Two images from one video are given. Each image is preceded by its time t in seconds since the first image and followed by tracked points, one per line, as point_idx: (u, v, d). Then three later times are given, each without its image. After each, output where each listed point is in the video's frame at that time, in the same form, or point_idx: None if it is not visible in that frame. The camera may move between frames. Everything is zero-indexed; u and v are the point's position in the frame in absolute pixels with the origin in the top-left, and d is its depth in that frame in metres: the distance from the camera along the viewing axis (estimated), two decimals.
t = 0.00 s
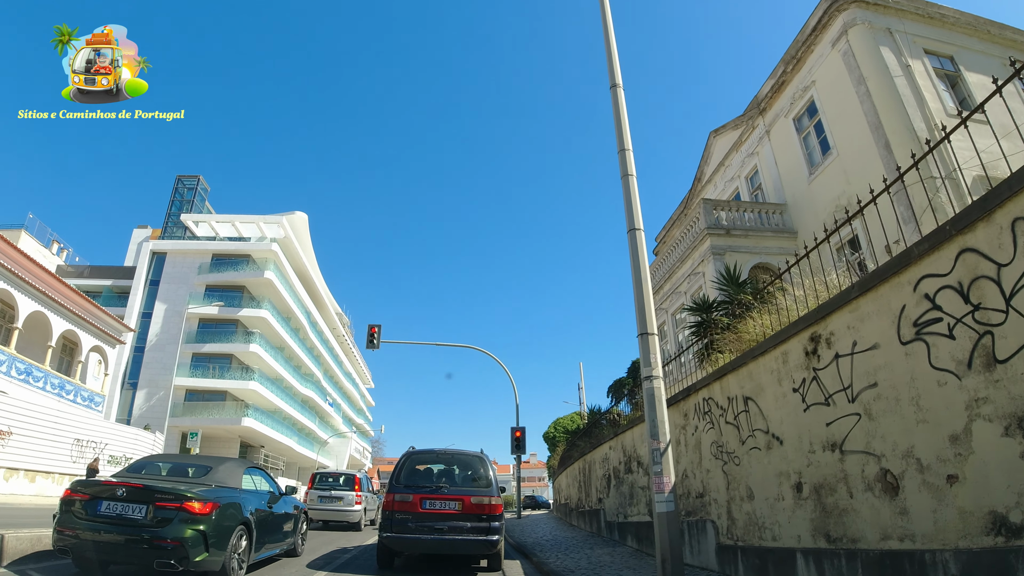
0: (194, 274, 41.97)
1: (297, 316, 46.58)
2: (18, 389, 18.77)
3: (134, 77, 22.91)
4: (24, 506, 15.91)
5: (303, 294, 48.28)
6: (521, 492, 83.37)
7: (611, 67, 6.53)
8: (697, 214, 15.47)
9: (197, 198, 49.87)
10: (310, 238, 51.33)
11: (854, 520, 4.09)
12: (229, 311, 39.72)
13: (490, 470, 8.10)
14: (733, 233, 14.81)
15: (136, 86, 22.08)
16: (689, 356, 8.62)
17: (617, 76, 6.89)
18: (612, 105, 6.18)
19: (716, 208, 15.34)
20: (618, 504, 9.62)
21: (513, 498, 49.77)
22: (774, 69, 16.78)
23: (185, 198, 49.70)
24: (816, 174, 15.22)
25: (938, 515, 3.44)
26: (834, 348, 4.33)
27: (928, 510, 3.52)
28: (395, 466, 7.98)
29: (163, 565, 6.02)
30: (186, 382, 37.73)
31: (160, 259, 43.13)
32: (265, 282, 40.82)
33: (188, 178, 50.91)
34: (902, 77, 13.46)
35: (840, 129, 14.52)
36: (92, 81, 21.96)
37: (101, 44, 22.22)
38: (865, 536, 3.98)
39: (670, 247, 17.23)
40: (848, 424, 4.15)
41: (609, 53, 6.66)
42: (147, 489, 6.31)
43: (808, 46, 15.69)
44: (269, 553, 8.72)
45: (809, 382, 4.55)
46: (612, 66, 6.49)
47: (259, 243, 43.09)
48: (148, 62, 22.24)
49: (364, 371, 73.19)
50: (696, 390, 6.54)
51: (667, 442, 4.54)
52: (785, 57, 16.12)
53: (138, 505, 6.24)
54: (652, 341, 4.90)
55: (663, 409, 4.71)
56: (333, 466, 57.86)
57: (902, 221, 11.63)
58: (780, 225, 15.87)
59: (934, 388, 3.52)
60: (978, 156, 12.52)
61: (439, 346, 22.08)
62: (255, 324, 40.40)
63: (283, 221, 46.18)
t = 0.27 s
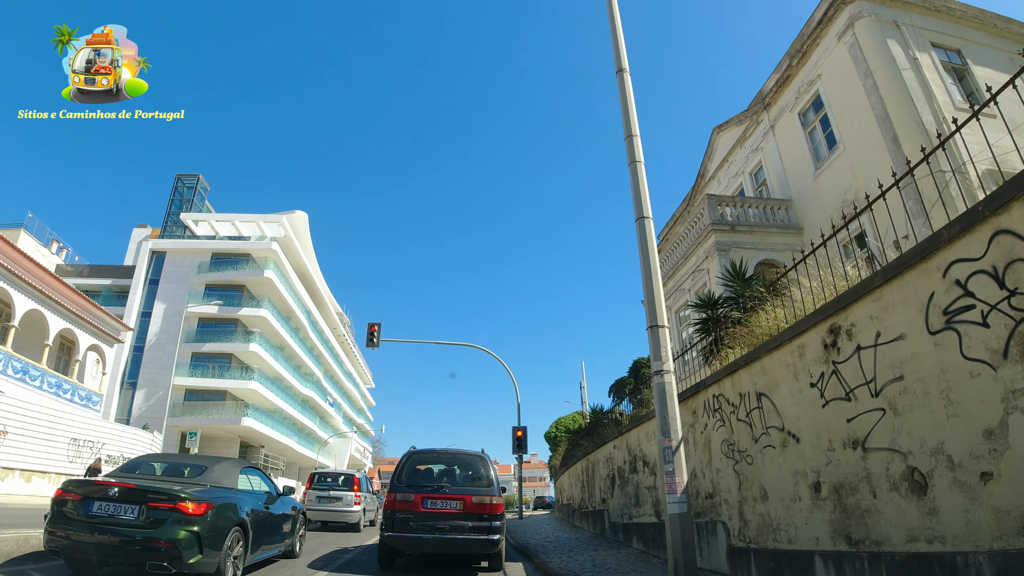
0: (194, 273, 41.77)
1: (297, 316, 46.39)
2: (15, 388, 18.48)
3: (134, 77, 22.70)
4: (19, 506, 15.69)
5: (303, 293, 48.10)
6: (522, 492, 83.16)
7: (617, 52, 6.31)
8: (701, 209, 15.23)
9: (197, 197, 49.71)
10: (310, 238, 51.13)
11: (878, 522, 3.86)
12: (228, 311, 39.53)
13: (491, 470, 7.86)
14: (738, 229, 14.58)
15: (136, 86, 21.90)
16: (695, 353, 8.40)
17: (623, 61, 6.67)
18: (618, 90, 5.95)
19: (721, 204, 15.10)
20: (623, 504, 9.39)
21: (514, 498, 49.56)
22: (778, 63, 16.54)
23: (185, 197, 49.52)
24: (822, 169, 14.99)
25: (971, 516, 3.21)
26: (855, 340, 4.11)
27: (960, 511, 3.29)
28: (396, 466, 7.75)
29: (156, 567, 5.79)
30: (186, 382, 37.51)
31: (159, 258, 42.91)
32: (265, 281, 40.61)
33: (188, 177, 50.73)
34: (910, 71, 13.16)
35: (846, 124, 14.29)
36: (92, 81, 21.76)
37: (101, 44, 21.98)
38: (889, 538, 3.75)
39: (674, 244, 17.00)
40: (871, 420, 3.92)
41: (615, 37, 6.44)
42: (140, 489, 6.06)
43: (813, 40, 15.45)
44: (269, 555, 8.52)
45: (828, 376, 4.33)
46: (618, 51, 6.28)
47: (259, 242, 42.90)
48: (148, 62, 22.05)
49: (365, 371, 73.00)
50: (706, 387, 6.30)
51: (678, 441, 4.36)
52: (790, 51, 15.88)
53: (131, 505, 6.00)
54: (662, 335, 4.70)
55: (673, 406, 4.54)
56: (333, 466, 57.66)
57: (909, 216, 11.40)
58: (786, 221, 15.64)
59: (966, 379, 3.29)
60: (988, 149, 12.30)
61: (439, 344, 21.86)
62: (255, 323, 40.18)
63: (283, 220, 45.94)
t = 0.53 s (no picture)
0: (193, 272, 41.52)
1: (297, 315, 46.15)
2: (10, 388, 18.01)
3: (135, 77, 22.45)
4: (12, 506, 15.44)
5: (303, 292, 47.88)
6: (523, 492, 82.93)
7: (625, 30, 6.05)
8: (706, 204, 14.95)
9: (196, 196, 49.48)
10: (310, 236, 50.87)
11: (911, 523, 3.58)
12: (228, 310, 39.28)
13: (493, 471, 7.58)
14: (744, 223, 14.29)
15: (136, 87, 21.65)
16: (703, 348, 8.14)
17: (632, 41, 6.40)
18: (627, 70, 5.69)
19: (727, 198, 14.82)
20: (628, 504, 9.12)
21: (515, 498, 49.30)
22: (785, 55, 16.25)
23: (184, 196, 49.28)
24: (829, 162, 14.71)
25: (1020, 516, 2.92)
26: (885, 328, 3.84)
27: (1005, 510, 3.00)
28: (397, 467, 7.47)
29: (143, 571, 5.46)
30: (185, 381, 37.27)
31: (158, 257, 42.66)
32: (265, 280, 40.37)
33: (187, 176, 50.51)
34: (920, 61, 12.83)
35: (854, 116, 14.00)
36: (92, 82, 21.50)
37: (102, 45, 21.72)
38: (924, 540, 3.47)
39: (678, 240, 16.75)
40: (904, 413, 3.65)
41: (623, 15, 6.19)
42: (127, 489, 5.76)
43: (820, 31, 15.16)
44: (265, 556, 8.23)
45: (854, 367, 4.06)
46: (627, 29, 6.02)
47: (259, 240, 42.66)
48: (148, 61, 21.79)
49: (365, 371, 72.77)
50: (718, 382, 6.03)
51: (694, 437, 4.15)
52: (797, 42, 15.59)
53: (118, 506, 5.71)
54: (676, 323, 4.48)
55: (689, 400, 4.31)
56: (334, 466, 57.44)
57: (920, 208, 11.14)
58: (793, 216, 15.35)
59: (1011, 366, 3.02)
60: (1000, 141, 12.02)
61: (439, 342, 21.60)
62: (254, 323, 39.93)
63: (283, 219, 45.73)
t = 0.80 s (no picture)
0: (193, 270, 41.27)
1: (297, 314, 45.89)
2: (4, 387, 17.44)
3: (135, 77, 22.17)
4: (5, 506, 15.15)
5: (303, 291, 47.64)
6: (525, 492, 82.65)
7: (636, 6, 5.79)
8: (712, 197, 14.65)
9: (196, 194, 49.23)
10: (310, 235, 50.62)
11: (953, 524, 3.27)
12: (228, 308, 39.00)
13: (495, 471, 7.28)
14: (751, 217, 13.99)
15: (136, 87, 21.38)
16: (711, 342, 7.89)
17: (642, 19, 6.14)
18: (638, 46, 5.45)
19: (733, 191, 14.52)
20: (635, 505, 8.82)
21: (518, 500, 49.00)
22: (792, 46, 15.96)
23: (183, 194, 49.03)
24: (838, 155, 14.42)
25: None
26: (922, 313, 3.54)
27: None
28: (398, 466, 7.16)
29: None
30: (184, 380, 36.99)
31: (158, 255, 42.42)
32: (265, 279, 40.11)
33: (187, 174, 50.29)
34: (931, 51, 12.38)
35: (863, 107, 13.71)
36: (93, 82, 21.21)
37: (102, 45, 21.43)
38: (968, 543, 3.16)
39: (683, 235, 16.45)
40: (945, 404, 3.34)
41: None
42: (109, 489, 5.46)
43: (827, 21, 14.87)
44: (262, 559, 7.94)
45: (885, 357, 3.78)
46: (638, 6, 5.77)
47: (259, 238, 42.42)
48: (148, 61, 21.52)
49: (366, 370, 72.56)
50: (733, 376, 5.74)
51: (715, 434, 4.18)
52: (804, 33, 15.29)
53: (100, 506, 5.41)
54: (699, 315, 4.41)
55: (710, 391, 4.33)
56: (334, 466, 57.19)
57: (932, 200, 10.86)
58: (801, 210, 15.06)
59: None
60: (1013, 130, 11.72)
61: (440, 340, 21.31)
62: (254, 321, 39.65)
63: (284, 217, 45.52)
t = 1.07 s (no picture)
0: (193, 269, 41.03)
1: (297, 313, 45.63)
2: None
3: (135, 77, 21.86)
4: None
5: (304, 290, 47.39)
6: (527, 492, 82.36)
7: None
8: (720, 190, 14.38)
9: (196, 193, 48.95)
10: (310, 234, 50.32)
11: (1000, 526, 2.96)
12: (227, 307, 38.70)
13: (497, 470, 6.98)
14: (760, 211, 13.66)
15: (137, 87, 21.02)
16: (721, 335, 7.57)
17: None
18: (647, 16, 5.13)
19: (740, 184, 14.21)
20: (643, 505, 8.50)
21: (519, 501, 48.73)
22: (799, 37, 15.60)
23: (183, 192, 48.76)
24: (847, 147, 14.11)
25: None
26: (963, 295, 3.24)
27: None
28: (399, 466, 6.85)
29: None
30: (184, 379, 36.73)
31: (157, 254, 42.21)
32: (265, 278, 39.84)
33: (187, 173, 50.02)
34: (942, 39, 12.07)
35: (874, 97, 13.38)
36: (92, 82, 20.92)
37: (102, 46, 21.12)
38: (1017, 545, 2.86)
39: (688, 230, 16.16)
40: (991, 393, 3.04)
41: None
42: (89, 488, 5.16)
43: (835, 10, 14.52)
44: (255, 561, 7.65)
45: (920, 344, 3.48)
46: None
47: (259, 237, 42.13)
48: (149, 62, 21.19)
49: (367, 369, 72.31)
50: (750, 368, 5.43)
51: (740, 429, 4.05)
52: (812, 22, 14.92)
53: (78, 505, 5.12)
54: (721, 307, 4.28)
55: (733, 380, 4.17)
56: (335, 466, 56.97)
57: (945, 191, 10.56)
58: (809, 203, 14.74)
59: None
60: None
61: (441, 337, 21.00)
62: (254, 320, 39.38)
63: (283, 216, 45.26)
